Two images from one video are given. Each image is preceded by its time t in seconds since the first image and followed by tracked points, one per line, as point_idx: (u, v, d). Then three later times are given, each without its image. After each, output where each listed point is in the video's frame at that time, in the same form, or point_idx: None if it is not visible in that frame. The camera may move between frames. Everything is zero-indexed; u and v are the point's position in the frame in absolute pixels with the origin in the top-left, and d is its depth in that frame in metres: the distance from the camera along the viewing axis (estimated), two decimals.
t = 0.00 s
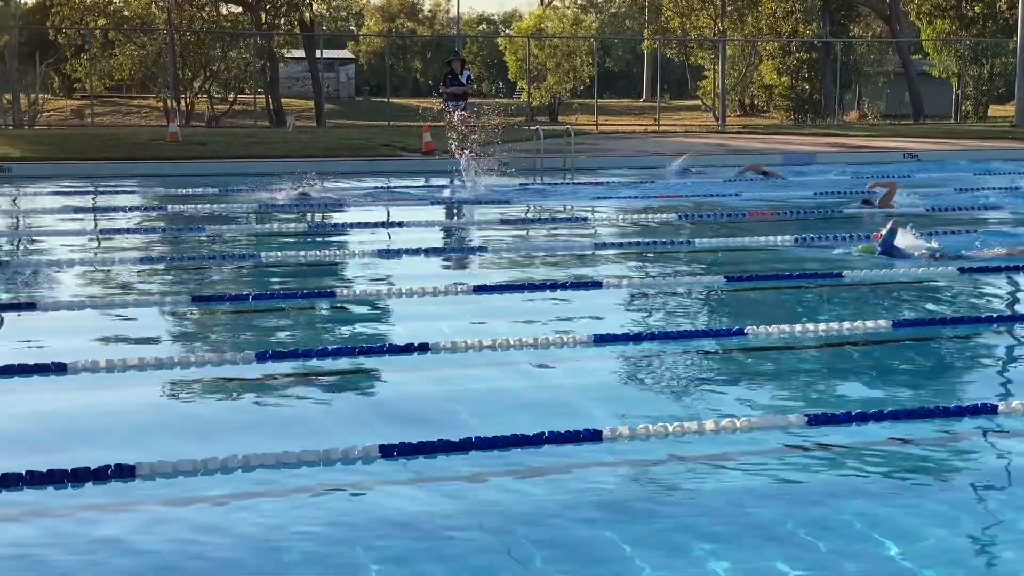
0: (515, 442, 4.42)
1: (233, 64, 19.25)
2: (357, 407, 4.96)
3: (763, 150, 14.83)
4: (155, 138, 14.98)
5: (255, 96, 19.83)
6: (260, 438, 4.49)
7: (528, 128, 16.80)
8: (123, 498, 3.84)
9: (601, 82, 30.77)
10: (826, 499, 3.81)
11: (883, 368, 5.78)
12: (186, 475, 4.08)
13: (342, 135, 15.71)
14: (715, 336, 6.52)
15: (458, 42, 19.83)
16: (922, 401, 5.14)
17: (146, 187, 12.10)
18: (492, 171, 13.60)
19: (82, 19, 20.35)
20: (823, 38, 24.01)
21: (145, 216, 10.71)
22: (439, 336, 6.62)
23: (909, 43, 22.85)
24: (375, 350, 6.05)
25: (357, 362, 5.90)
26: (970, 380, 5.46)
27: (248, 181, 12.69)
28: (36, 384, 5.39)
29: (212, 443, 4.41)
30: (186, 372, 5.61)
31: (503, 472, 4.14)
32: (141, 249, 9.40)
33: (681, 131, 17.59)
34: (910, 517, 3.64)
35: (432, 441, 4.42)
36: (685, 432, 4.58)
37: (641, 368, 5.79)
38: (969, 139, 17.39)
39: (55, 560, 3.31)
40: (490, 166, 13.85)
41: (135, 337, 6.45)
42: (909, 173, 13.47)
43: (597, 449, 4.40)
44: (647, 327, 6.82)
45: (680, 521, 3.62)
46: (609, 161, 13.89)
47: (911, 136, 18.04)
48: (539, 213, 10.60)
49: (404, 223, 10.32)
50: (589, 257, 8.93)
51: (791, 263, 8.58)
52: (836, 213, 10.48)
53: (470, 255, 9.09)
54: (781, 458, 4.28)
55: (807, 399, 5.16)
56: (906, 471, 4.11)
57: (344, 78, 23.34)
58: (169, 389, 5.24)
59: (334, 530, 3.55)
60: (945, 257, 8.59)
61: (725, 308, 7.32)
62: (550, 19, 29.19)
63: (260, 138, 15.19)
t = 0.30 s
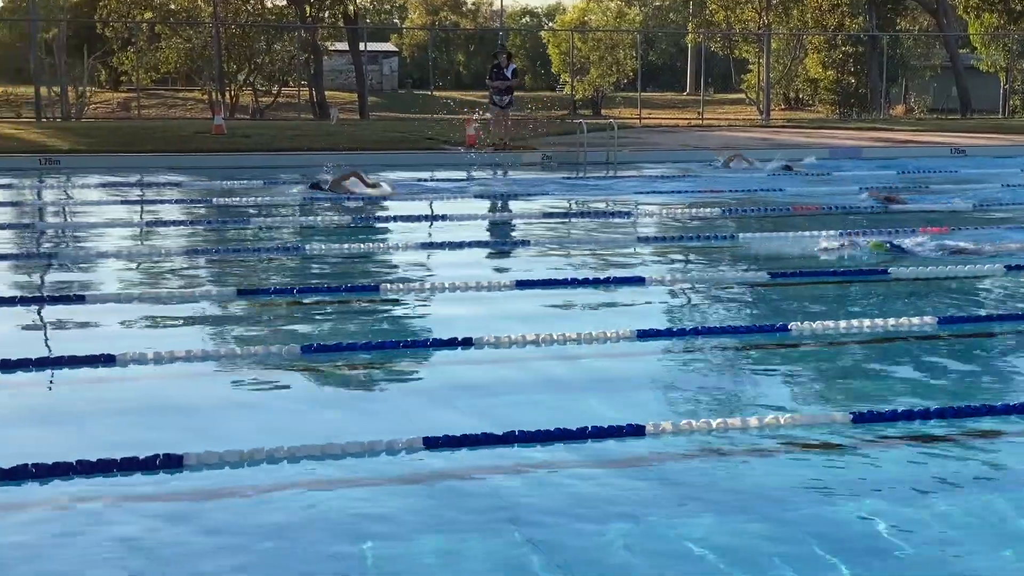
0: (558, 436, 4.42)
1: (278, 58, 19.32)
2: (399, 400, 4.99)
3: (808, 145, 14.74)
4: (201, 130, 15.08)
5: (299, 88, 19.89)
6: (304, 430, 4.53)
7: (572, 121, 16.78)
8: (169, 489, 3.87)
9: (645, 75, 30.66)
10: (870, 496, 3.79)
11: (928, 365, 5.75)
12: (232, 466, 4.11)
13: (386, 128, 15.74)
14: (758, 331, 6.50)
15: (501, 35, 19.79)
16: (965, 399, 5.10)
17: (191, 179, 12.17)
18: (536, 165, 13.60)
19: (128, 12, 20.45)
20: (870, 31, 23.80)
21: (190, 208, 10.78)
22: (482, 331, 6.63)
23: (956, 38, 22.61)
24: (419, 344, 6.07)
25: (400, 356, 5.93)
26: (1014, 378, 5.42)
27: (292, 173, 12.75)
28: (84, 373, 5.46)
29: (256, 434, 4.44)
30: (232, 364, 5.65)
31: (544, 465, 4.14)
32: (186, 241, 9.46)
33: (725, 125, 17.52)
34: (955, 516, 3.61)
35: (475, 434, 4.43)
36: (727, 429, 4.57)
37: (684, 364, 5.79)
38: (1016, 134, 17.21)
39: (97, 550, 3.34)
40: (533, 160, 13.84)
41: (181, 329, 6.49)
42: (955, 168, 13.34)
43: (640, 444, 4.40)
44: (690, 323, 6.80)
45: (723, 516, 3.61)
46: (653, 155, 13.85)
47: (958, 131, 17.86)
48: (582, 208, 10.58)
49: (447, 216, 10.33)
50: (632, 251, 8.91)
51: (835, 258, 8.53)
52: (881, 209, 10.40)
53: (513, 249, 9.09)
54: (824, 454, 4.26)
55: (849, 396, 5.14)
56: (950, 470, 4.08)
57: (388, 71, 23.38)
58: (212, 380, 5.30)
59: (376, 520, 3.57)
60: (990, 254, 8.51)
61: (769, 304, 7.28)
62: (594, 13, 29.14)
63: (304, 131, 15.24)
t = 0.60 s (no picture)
0: (607, 434, 4.42)
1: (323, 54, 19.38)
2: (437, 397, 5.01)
3: (854, 142, 14.64)
4: (247, 125, 15.15)
5: (344, 83, 19.95)
6: (340, 426, 4.55)
7: (616, 117, 16.75)
8: (220, 481, 3.90)
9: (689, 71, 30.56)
10: (922, 496, 3.76)
11: (976, 365, 5.70)
12: (282, 459, 4.14)
13: (431, 124, 15.77)
14: (805, 329, 6.46)
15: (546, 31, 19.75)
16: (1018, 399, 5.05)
17: (238, 174, 12.23)
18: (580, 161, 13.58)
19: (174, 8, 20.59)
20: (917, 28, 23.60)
21: (236, 203, 10.85)
22: (528, 328, 6.63)
23: (1006, 33, 22.37)
24: (466, 341, 6.08)
25: (446, 352, 5.94)
26: None
27: (337, 168, 12.79)
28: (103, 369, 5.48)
29: (288, 430, 4.47)
30: (275, 360, 5.68)
31: (593, 462, 4.13)
32: (232, 236, 9.52)
33: (770, 121, 17.43)
34: (1009, 517, 3.57)
35: (524, 431, 4.43)
36: (776, 428, 4.54)
37: (732, 362, 5.77)
38: None
39: (149, 542, 3.37)
40: (577, 156, 13.82)
41: (228, 324, 6.53)
42: (1004, 166, 13.21)
43: (688, 442, 4.38)
44: (737, 320, 6.77)
45: (772, 514, 3.59)
46: (698, 151, 13.79)
47: (1009, 128, 17.67)
48: (627, 204, 10.56)
49: (492, 212, 10.33)
50: (678, 248, 8.89)
51: (882, 256, 8.46)
52: (930, 206, 10.31)
53: (557, 245, 9.08)
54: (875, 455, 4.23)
55: (899, 396, 5.10)
56: (1003, 471, 4.03)
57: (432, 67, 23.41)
58: (231, 377, 5.32)
59: (426, 515, 3.58)
60: None
61: (817, 302, 7.23)
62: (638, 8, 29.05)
63: (349, 127, 15.29)
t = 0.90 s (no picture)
0: (657, 434, 4.41)
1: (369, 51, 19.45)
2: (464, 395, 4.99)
3: (901, 140, 14.56)
4: (293, 122, 15.22)
5: (389, 81, 20.03)
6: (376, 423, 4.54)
7: (662, 114, 16.72)
8: (272, 478, 3.92)
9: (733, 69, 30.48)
10: (975, 499, 3.73)
11: None
12: (333, 455, 4.15)
13: (475, 121, 15.80)
14: (854, 328, 6.44)
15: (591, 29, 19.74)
16: None
17: (283, 171, 12.29)
18: (625, 159, 13.57)
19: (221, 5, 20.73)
20: (965, 26, 23.45)
21: (282, 199, 10.90)
22: (575, 325, 6.62)
23: None
24: (513, 339, 6.08)
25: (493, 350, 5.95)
26: None
27: (381, 166, 12.84)
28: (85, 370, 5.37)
29: (314, 428, 4.45)
30: (321, 357, 5.70)
31: (643, 463, 4.13)
32: (277, 233, 9.56)
33: (817, 120, 17.36)
34: None
35: (574, 430, 4.43)
36: (827, 428, 4.52)
37: (780, 362, 5.74)
38: None
39: (205, 536, 3.39)
40: (622, 154, 13.81)
41: (274, 321, 6.56)
42: None
43: (738, 443, 4.37)
44: (784, 320, 6.74)
45: (824, 517, 3.57)
46: (743, 150, 13.75)
47: None
48: (672, 203, 10.54)
49: (537, 210, 10.34)
50: (724, 247, 8.86)
51: (930, 256, 8.41)
52: (978, 206, 10.24)
53: (603, 243, 9.08)
54: (928, 457, 4.20)
55: (950, 397, 5.06)
56: None
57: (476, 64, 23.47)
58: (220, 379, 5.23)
59: (477, 514, 3.58)
60: None
61: (865, 302, 7.20)
62: (682, 5, 28.96)
63: (394, 124, 15.34)
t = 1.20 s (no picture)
0: (704, 437, 4.42)
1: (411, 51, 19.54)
2: (495, 400, 4.99)
3: (946, 142, 14.49)
4: (337, 122, 15.31)
5: (432, 81, 20.12)
6: (412, 426, 4.56)
7: (706, 115, 16.71)
8: (321, 477, 3.95)
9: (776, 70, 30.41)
10: None
11: None
12: (382, 457, 4.17)
13: (518, 122, 15.85)
14: (900, 331, 6.42)
15: (634, 30, 19.75)
16: None
17: (327, 171, 12.36)
18: (668, 159, 13.58)
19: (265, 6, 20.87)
20: (1012, 27, 23.30)
21: (326, 199, 10.96)
22: (620, 327, 6.63)
23: None
24: (559, 340, 6.11)
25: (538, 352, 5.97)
26: None
27: (424, 166, 12.89)
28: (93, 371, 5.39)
29: (345, 433, 4.46)
30: (367, 358, 5.73)
31: (690, 464, 4.14)
32: (321, 232, 9.62)
33: (861, 121, 17.30)
34: None
35: (621, 433, 4.44)
36: (874, 432, 4.51)
37: (824, 364, 5.74)
38: None
39: (254, 531, 3.42)
40: (665, 155, 13.82)
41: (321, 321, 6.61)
42: None
43: (785, 447, 4.37)
44: (829, 322, 6.73)
45: (873, 518, 3.57)
46: (787, 150, 13.73)
47: None
48: (716, 204, 10.54)
49: (581, 210, 10.36)
50: (768, 247, 8.85)
51: (974, 258, 8.37)
52: None
53: (647, 244, 9.09)
54: (976, 460, 4.19)
55: (998, 399, 5.04)
56: None
57: (519, 64, 23.53)
58: (226, 384, 5.22)
59: (524, 513, 3.60)
60: None
61: (911, 304, 7.18)
62: (726, 6, 28.91)
63: (437, 124, 15.40)
